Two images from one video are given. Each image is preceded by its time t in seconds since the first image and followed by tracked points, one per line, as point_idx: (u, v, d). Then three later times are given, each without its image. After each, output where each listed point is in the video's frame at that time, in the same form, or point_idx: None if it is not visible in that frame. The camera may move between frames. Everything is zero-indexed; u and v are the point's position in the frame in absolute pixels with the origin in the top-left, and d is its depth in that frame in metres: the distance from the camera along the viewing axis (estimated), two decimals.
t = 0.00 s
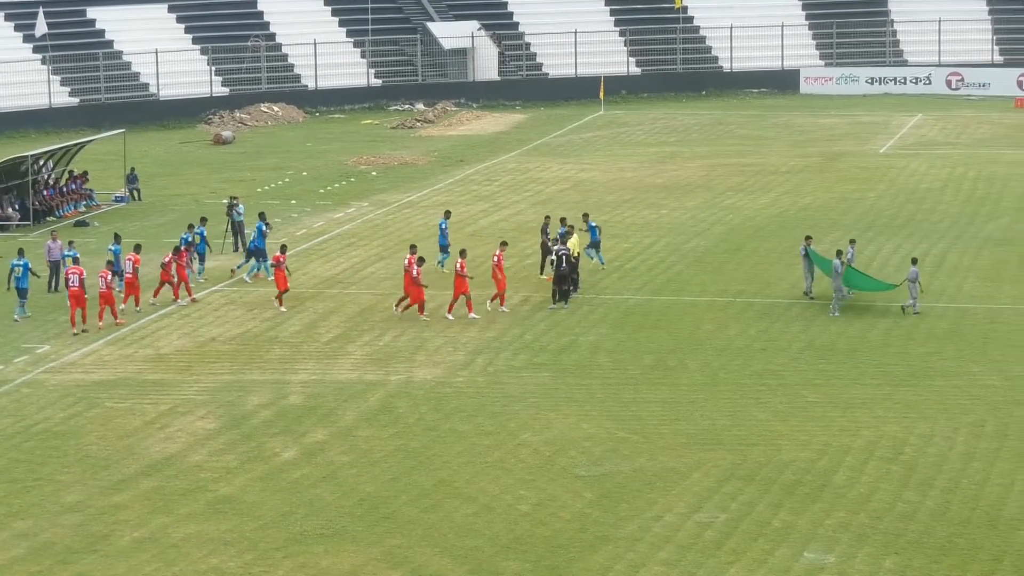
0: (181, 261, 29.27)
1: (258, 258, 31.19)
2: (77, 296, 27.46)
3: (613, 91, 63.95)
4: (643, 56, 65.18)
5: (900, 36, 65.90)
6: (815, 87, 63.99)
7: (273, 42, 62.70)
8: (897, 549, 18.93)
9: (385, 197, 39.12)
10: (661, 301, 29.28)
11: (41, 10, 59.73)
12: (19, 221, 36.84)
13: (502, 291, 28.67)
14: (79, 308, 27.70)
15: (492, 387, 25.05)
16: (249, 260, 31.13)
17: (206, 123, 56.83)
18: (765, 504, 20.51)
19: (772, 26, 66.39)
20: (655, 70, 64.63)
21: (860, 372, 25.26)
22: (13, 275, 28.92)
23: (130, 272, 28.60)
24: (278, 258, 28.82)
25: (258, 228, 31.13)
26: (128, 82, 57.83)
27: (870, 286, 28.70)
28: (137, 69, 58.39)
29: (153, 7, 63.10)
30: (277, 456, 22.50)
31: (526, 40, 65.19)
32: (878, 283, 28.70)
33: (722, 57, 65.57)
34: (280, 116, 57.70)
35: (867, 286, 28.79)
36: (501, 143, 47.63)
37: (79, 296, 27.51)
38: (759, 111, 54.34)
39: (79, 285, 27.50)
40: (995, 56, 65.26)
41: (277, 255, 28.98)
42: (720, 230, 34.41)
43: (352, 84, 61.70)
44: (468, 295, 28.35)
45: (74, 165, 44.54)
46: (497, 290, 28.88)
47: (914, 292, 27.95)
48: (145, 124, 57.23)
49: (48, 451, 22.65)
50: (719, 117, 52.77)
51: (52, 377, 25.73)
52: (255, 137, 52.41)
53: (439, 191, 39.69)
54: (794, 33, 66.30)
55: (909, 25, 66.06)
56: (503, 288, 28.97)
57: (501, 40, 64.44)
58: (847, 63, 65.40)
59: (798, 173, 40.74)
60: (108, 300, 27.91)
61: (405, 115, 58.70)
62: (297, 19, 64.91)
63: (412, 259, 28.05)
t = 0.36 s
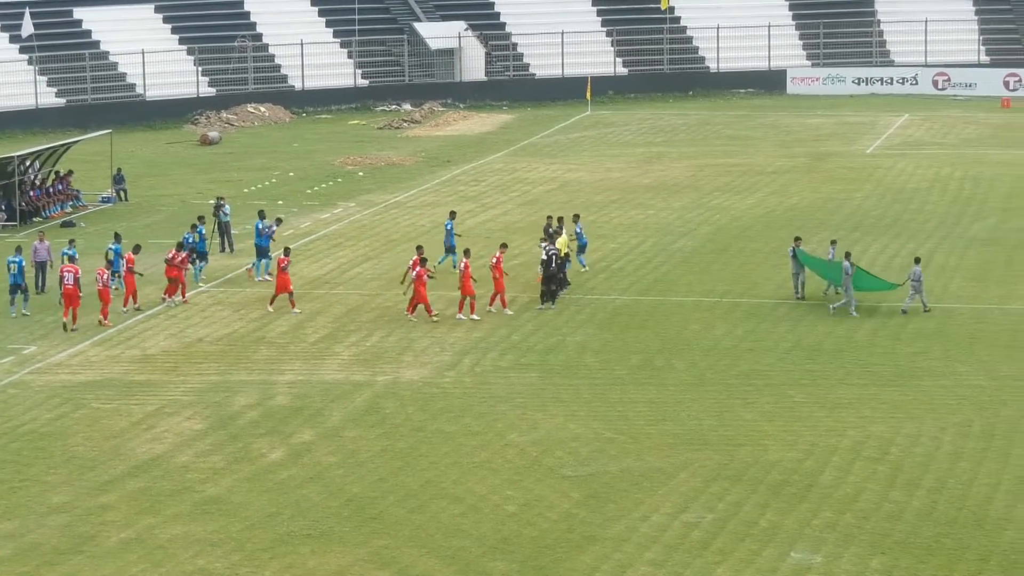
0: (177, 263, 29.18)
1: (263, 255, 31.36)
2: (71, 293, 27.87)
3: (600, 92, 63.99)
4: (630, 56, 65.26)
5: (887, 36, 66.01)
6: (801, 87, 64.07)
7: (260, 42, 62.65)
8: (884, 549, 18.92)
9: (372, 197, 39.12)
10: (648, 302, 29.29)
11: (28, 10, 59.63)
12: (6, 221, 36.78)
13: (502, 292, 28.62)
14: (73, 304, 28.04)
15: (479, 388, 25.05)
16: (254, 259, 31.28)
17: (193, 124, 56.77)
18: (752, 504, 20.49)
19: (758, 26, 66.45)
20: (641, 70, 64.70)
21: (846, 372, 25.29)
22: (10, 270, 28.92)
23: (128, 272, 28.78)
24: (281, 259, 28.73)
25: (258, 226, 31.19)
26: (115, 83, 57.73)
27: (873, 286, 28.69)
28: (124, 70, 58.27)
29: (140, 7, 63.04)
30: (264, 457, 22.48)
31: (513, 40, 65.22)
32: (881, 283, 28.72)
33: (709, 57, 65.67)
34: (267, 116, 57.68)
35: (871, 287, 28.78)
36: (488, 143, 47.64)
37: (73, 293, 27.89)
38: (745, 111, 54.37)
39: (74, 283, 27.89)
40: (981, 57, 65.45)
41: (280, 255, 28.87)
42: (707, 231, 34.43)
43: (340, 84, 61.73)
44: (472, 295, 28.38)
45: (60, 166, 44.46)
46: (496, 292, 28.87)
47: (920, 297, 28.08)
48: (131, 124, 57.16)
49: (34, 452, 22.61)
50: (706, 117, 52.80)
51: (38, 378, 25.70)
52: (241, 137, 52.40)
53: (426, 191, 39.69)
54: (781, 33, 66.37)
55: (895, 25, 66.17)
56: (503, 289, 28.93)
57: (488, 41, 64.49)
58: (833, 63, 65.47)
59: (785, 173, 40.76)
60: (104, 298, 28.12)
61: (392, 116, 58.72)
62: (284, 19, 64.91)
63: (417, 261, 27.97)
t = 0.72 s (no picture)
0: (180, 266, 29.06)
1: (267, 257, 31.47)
2: (66, 293, 28.11)
3: (588, 92, 64.06)
4: (618, 57, 65.34)
5: (875, 36, 66.11)
6: (789, 87, 64.18)
7: (248, 42, 62.61)
8: (873, 549, 18.91)
9: (360, 198, 39.11)
10: (637, 302, 29.31)
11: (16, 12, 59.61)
12: None
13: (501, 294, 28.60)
14: (68, 305, 28.30)
15: (467, 388, 25.05)
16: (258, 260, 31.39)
17: (181, 125, 56.73)
18: (740, 504, 20.48)
19: (746, 27, 66.56)
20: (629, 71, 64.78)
21: (834, 373, 25.31)
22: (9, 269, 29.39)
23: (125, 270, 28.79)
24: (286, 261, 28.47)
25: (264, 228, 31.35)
26: (104, 84, 57.67)
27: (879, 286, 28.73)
28: (112, 71, 58.22)
29: (129, 9, 63.05)
30: (252, 458, 22.45)
31: (501, 40, 65.29)
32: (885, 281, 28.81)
33: (696, 58, 65.82)
34: (255, 117, 57.67)
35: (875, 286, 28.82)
36: (476, 144, 47.65)
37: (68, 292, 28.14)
38: (733, 112, 54.40)
39: (68, 282, 28.12)
40: (969, 57, 65.57)
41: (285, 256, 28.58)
42: (695, 231, 34.45)
43: (328, 85, 61.75)
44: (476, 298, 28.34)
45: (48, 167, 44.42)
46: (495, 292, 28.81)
47: (919, 292, 28.31)
48: (119, 125, 57.14)
49: (22, 454, 22.58)
50: (694, 118, 52.82)
51: (26, 379, 25.66)
52: (230, 138, 52.36)
53: (414, 192, 39.69)
54: (769, 34, 66.49)
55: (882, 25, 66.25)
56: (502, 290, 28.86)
57: (476, 42, 64.58)
58: (821, 64, 65.56)
59: (773, 174, 40.79)
60: (99, 297, 28.34)
61: (381, 117, 58.71)
62: (273, 20, 64.91)
63: (425, 261, 27.62)
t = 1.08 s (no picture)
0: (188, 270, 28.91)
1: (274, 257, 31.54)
2: (64, 289, 28.24)
3: (582, 93, 64.02)
4: (612, 58, 65.34)
5: (868, 37, 66.14)
6: (783, 88, 64.24)
7: (241, 43, 62.57)
8: (867, 549, 18.92)
9: (354, 199, 39.10)
10: (631, 303, 29.33)
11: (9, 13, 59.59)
12: None
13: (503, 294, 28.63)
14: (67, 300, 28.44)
15: (461, 389, 25.06)
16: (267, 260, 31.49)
17: (174, 126, 56.68)
18: (734, 505, 20.48)
19: (740, 28, 66.58)
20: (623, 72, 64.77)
21: (828, 373, 25.31)
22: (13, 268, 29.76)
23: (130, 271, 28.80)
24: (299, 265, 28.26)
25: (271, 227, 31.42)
26: (97, 85, 57.62)
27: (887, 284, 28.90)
28: (105, 71, 58.17)
29: (122, 9, 63.03)
30: (246, 459, 22.45)
31: (494, 41, 65.29)
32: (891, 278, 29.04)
33: (690, 58, 65.82)
34: (248, 117, 57.66)
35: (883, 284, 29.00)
36: (470, 144, 47.64)
37: (66, 288, 28.27)
38: (726, 113, 54.39)
39: (66, 279, 28.22)
40: (962, 58, 65.60)
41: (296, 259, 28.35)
42: (689, 232, 34.46)
43: (321, 85, 61.73)
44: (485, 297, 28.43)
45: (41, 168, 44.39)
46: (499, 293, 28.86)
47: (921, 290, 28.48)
48: (113, 126, 57.10)
49: (16, 454, 22.58)
50: (688, 119, 52.82)
51: (20, 380, 25.66)
52: (224, 138, 52.33)
53: (408, 193, 39.69)
54: (762, 35, 66.51)
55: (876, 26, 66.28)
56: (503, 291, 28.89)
57: (469, 42, 64.61)
58: (815, 64, 65.60)
59: (766, 174, 40.81)
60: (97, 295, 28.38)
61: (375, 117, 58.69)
62: (266, 21, 64.90)
63: (437, 263, 27.75)
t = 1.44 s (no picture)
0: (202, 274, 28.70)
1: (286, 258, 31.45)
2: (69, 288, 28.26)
3: (579, 93, 64.04)
4: (608, 58, 65.37)
5: (864, 38, 66.24)
6: (779, 89, 64.40)
7: (237, 43, 62.55)
8: (864, 550, 18.91)
9: (350, 200, 39.09)
10: (628, 304, 29.34)
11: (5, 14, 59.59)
12: None
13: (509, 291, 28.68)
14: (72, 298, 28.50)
15: (458, 389, 25.06)
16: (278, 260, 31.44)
17: (170, 126, 56.67)
18: (731, 505, 20.48)
19: (736, 28, 66.65)
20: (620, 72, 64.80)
21: (825, 373, 25.32)
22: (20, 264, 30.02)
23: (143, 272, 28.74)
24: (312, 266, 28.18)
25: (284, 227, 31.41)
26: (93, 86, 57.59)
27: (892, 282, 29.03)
28: (102, 72, 58.16)
29: (119, 10, 63.03)
30: (243, 459, 22.44)
31: (491, 41, 65.34)
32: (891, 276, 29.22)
33: (686, 59, 65.88)
34: (245, 118, 57.70)
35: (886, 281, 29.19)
36: (466, 145, 47.65)
37: (72, 288, 28.29)
38: (722, 113, 54.42)
39: (72, 278, 28.22)
40: (959, 58, 65.66)
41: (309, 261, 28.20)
42: (686, 232, 34.45)
43: (317, 86, 61.74)
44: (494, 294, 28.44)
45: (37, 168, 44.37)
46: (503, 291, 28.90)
47: (923, 290, 28.67)
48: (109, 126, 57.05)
49: (12, 455, 22.56)
50: (685, 119, 52.83)
51: (16, 380, 25.66)
52: (220, 138, 52.30)
53: (404, 193, 39.70)
54: (759, 35, 66.57)
55: (872, 27, 66.34)
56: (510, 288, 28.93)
57: (465, 43, 64.71)
58: (811, 65, 65.68)
59: (763, 174, 40.82)
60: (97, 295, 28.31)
61: (371, 118, 58.71)
62: (263, 21, 64.90)
63: (449, 265, 27.69)
